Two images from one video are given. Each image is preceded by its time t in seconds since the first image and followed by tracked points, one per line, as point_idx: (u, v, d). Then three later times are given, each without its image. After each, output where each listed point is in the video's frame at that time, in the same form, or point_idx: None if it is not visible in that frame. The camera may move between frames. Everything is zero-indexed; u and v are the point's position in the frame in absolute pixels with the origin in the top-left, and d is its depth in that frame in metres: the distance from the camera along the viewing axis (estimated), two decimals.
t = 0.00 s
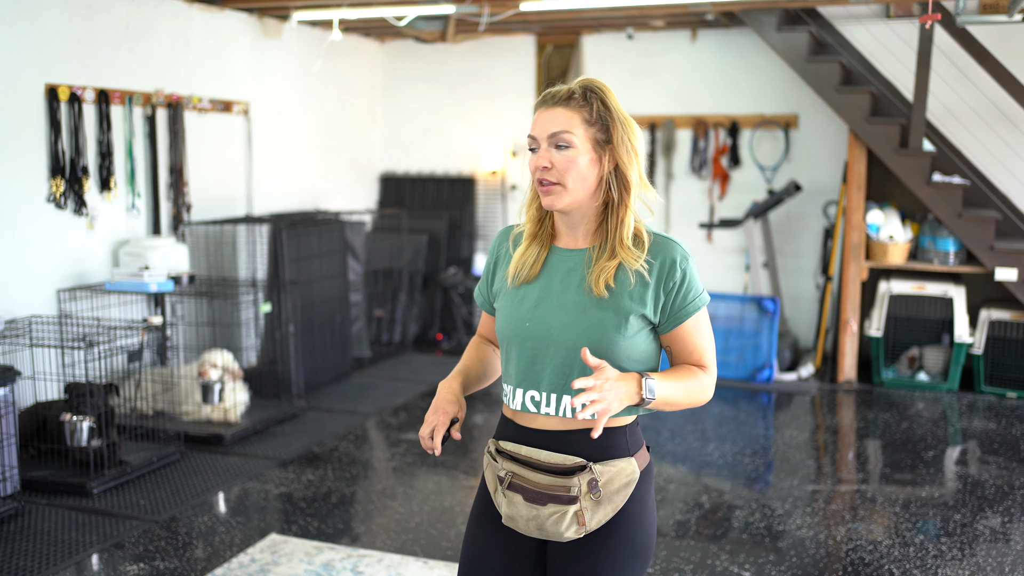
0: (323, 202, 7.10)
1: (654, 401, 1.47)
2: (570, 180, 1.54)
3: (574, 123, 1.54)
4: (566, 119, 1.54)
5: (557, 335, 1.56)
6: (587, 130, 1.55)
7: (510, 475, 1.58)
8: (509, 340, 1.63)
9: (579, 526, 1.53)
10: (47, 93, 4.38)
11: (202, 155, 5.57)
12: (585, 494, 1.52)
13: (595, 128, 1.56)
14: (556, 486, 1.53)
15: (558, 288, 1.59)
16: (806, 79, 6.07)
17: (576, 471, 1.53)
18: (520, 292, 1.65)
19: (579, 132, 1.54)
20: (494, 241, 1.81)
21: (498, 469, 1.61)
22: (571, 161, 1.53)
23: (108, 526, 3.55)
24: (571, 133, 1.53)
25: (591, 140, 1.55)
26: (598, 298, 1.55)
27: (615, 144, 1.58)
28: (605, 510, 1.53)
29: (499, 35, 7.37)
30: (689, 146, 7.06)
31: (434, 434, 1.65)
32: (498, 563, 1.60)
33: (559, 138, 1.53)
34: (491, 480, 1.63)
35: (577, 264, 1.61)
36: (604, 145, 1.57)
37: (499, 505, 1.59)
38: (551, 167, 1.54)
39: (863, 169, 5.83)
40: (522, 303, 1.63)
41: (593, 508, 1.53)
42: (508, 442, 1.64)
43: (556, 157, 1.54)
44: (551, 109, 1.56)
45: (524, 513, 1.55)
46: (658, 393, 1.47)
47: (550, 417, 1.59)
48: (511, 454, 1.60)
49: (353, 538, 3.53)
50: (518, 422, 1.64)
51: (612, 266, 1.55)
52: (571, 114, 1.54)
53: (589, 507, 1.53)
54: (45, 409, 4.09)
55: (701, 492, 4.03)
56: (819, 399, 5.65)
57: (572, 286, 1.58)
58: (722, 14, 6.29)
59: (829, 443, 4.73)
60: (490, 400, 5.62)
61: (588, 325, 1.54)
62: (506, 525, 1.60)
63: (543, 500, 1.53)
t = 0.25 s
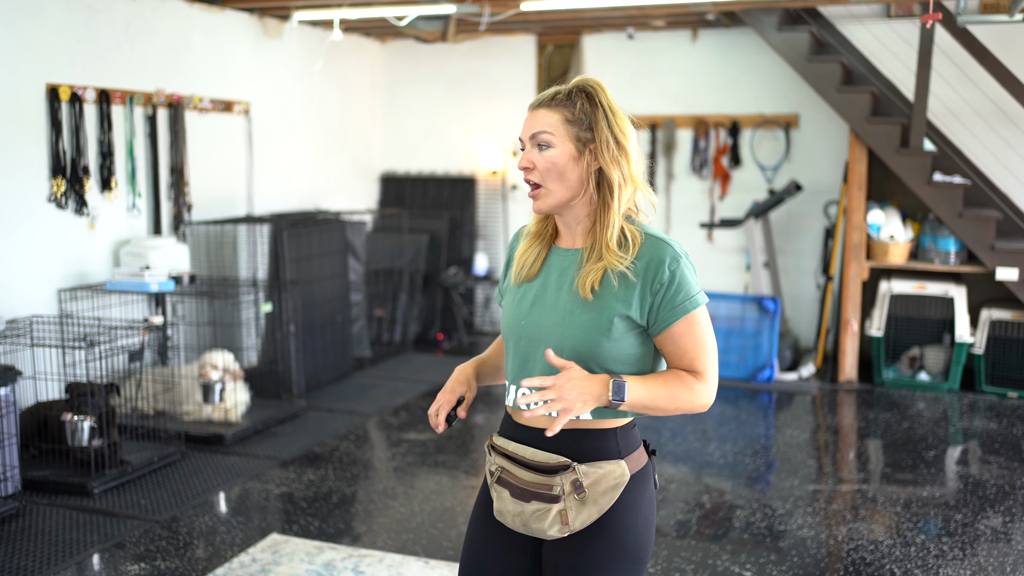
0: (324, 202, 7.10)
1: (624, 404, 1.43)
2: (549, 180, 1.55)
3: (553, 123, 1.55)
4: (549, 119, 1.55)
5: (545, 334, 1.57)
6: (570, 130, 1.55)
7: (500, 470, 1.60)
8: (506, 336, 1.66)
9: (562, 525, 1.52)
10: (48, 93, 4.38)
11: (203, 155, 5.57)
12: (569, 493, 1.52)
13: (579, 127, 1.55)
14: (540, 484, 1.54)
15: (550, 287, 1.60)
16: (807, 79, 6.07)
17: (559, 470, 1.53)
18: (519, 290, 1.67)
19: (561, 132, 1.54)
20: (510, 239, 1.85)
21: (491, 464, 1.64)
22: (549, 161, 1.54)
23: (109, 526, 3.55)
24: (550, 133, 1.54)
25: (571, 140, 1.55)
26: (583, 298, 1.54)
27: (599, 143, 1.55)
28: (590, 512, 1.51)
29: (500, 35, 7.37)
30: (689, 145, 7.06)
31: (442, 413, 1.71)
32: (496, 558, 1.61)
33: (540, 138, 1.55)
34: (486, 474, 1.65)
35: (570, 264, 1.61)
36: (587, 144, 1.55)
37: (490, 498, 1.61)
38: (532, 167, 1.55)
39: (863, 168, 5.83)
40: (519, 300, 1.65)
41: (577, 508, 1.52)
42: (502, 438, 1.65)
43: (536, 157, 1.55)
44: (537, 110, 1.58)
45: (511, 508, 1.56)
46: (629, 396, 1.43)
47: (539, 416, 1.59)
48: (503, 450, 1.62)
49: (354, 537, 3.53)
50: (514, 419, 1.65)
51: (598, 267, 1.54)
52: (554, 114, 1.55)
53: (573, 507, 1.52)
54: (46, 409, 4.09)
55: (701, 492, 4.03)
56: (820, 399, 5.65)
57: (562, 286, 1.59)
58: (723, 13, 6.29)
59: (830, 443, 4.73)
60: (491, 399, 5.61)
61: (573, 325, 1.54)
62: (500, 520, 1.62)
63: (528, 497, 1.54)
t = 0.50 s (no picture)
0: (325, 203, 7.11)
1: (564, 391, 1.46)
2: (535, 186, 1.57)
3: (539, 129, 1.56)
4: (537, 126, 1.56)
5: (537, 335, 1.61)
6: (556, 137, 1.55)
7: (493, 466, 1.65)
8: (512, 334, 1.71)
9: (548, 523, 1.54)
10: (49, 94, 4.39)
11: (204, 155, 5.58)
12: (554, 491, 1.54)
13: (567, 134, 1.55)
14: (526, 481, 1.56)
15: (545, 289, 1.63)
16: (807, 79, 6.08)
17: (545, 468, 1.55)
18: (524, 289, 1.71)
19: (547, 139, 1.55)
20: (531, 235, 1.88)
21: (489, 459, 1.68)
22: (534, 167, 1.56)
23: (110, 527, 3.56)
24: (535, 139, 1.56)
25: (557, 146, 1.55)
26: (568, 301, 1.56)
27: (580, 149, 1.53)
28: (575, 511, 1.52)
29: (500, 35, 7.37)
30: (689, 146, 7.07)
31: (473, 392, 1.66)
32: (496, 555, 1.62)
33: (528, 146, 1.57)
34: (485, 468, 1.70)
35: (563, 267, 1.63)
36: (571, 150, 1.55)
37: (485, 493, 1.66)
38: (522, 174, 1.58)
39: (863, 169, 5.84)
40: (522, 300, 1.70)
41: (563, 507, 1.53)
42: (500, 434, 1.69)
43: (524, 163, 1.57)
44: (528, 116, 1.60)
45: (501, 504, 1.60)
46: (567, 386, 1.45)
47: (530, 414, 1.62)
48: (497, 446, 1.66)
49: (355, 538, 3.54)
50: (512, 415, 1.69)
51: (582, 273, 1.54)
52: (543, 122, 1.56)
53: (558, 505, 1.54)
54: (47, 409, 4.10)
55: (701, 492, 4.04)
56: (820, 399, 5.66)
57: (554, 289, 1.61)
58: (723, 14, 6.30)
59: (829, 444, 4.74)
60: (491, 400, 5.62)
61: (559, 327, 1.56)
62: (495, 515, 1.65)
63: (515, 493, 1.57)
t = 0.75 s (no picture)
0: (326, 204, 7.12)
1: (555, 386, 1.47)
2: (546, 183, 1.57)
3: (550, 126, 1.56)
4: (547, 125, 1.56)
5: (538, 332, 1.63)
6: (566, 136, 1.55)
7: (495, 464, 1.66)
8: (514, 333, 1.73)
9: (546, 522, 1.56)
10: (50, 95, 4.39)
11: (205, 155, 5.58)
12: (552, 490, 1.55)
13: (576, 133, 1.55)
14: (525, 480, 1.58)
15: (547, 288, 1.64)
16: (807, 80, 6.08)
17: (543, 468, 1.56)
18: (524, 288, 1.73)
19: (559, 139, 1.55)
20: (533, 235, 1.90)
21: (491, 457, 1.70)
22: (546, 165, 1.56)
23: (111, 527, 3.57)
24: (548, 137, 1.55)
25: (570, 144, 1.55)
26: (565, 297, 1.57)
27: (593, 148, 1.53)
28: (573, 511, 1.53)
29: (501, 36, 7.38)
30: (690, 146, 7.08)
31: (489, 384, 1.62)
32: (500, 555, 1.63)
33: (538, 144, 1.57)
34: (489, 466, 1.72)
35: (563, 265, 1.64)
36: (584, 149, 1.55)
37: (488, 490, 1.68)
38: (531, 171, 1.58)
39: (863, 170, 5.84)
40: (523, 299, 1.71)
41: (561, 506, 1.54)
42: (502, 433, 1.71)
43: (535, 161, 1.57)
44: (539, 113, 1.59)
45: (502, 501, 1.62)
46: (558, 381, 1.47)
47: (531, 411, 1.63)
48: (499, 445, 1.68)
49: (356, 538, 3.55)
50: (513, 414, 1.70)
51: (575, 268, 1.55)
52: (553, 120, 1.56)
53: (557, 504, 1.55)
54: (49, 409, 4.10)
55: (701, 492, 4.05)
56: (820, 400, 5.67)
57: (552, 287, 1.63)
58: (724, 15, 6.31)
59: (829, 444, 4.75)
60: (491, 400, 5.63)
61: (557, 323, 1.58)
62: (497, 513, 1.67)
63: (514, 492, 1.59)
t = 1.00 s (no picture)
0: (327, 203, 7.13)
1: (593, 385, 1.47)
2: (574, 179, 1.56)
3: (578, 121, 1.56)
4: (574, 119, 1.56)
5: (551, 333, 1.60)
6: (593, 132, 1.57)
7: (505, 467, 1.62)
8: (515, 337, 1.69)
9: (567, 522, 1.54)
10: (52, 94, 4.39)
11: (205, 155, 5.57)
12: (573, 490, 1.53)
13: (601, 131, 1.57)
14: (544, 481, 1.55)
15: (555, 288, 1.62)
16: (808, 80, 6.08)
17: (563, 467, 1.54)
18: (525, 292, 1.69)
19: (588, 134, 1.56)
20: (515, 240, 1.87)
21: (498, 461, 1.66)
22: (576, 160, 1.56)
23: (113, 526, 3.57)
24: (577, 133, 1.56)
25: (596, 141, 1.57)
26: (584, 294, 1.56)
27: (621, 147, 1.59)
28: (594, 509, 1.53)
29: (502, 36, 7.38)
30: (691, 146, 7.08)
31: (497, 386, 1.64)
32: (504, 557, 1.62)
33: (566, 137, 1.56)
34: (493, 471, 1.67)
35: (573, 263, 1.63)
36: (611, 148, 1.59)
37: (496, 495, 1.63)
38: (558, 166, 1.56)
39: (864, 169, 5.84)
40: (525, 302, 1.68)
41: (582, 506, 1.53)
42: (508, 436, 1.68)
43: (563, 156, 1.56)
44: (559, 110, 1.59)
45: (516, 505, 1.58)
46: (596, 380, 1.46)
47: (543, 414, 1.62)
48: (508, 447, 1.64)
49: (358, 537, 3.55)
50: (520, 417, 1.68)
51: (596, 264, 1.55)
52: (579, 115, 1.56)
53: (577, 504, 1.53)
54: (50, 408, 4.10)
55: (703, 492, 4.04)
56: (821, 399, 5.67)
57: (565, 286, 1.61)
58: (724, 14, 6.31)
59: (830, 444, 4.75)
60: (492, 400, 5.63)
61: (576, 322, 1.56)
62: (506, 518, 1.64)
63: (532, 493, 1.56)
